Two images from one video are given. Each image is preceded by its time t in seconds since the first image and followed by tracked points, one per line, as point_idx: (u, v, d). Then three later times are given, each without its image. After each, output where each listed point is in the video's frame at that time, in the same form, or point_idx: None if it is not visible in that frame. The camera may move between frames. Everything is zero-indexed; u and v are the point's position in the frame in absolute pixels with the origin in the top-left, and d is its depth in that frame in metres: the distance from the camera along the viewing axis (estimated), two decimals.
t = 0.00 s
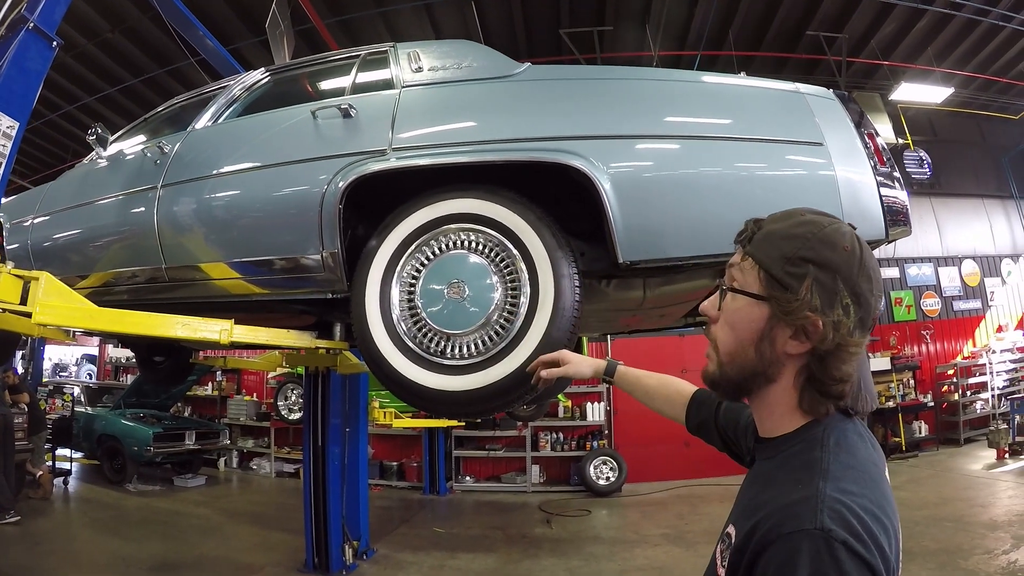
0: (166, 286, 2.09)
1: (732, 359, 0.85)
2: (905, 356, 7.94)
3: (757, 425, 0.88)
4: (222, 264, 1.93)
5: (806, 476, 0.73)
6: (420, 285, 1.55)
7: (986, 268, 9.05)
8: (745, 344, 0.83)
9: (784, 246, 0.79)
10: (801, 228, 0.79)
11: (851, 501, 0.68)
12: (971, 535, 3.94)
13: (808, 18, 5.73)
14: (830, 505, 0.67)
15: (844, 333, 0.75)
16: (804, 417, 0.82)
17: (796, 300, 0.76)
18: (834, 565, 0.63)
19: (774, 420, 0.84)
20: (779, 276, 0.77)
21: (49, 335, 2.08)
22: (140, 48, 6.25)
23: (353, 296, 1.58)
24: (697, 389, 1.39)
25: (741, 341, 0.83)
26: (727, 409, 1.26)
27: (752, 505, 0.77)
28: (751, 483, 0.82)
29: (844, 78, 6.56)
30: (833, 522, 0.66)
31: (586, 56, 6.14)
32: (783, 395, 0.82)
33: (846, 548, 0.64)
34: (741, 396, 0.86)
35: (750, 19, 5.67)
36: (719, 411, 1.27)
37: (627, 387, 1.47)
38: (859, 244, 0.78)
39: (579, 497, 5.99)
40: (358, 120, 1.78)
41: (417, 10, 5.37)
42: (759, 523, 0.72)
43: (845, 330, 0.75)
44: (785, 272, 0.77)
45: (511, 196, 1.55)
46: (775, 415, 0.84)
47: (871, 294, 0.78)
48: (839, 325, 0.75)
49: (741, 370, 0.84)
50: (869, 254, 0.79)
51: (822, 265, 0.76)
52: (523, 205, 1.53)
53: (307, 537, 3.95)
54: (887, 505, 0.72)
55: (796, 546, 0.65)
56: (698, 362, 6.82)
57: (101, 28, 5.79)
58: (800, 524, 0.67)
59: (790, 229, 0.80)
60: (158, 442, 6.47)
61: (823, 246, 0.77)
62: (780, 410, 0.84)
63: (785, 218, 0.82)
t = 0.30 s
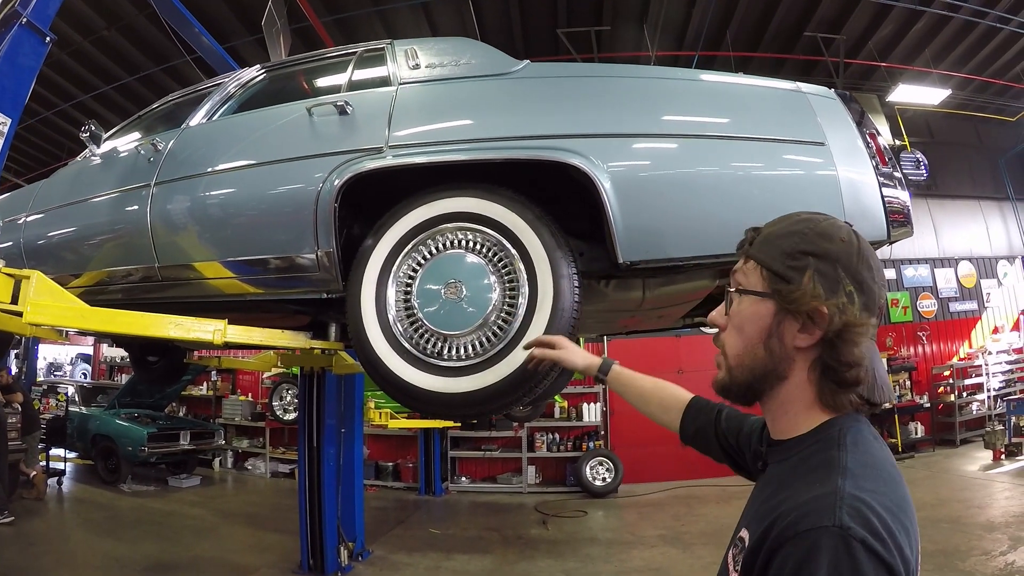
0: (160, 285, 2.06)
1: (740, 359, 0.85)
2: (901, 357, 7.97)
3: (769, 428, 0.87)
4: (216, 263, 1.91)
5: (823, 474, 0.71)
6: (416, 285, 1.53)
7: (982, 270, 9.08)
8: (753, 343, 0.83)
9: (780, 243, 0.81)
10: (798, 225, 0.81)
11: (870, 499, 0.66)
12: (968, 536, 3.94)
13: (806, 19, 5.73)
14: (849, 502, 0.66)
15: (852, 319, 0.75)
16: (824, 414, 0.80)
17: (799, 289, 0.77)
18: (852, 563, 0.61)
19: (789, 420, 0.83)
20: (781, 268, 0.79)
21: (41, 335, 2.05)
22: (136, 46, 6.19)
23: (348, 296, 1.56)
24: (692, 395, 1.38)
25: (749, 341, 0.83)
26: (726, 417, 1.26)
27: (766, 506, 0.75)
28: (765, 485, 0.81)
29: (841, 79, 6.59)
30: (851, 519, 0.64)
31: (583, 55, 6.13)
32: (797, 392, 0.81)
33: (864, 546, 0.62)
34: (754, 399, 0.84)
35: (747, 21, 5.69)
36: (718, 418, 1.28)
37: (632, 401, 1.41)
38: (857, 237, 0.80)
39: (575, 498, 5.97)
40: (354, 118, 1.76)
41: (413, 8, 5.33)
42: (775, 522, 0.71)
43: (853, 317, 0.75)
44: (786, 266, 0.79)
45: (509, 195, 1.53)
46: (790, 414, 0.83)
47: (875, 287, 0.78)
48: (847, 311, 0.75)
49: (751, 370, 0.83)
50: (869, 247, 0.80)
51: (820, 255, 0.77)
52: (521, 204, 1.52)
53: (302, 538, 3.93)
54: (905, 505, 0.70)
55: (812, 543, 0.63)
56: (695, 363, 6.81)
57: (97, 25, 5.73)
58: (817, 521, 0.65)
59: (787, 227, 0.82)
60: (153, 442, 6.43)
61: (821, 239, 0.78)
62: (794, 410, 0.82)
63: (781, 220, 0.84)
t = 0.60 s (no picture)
0: (150, 285, 2.04)
1: (722, 372, 0.84)
2: (892, 358, 8.02)
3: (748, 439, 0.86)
4: (206, 263, 1.88)
5: (817, 486, 0.70)
6: (408, 286, 1.51)
7: (974, 272, 9.12)
8: (737, 358, 0.82)
9: (769, 252, 0.79)
10: (787, 232, 0.79)
11: (866, 512, 0.66)
12: (959, 538, 3.96)
13: (799, 22, 5.75)
14: (848, 516, 0.65)
15: (842, 338, 0.75)
16: (807, 423, 0.80)
17: (789, 305, 0.75)
18: None
19: (771, 432, 0.82)
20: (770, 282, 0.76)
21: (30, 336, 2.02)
22: (128, 43, 6.14)
23: (339, 296, 1.55)
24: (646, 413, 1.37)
25: (732, 354, 0.82)
26: (687, 433, 1.26)
27: (756, 522, 0.74)
28: (750, 497, 0.80)
29: (834, 81, 6.62)
30: (855, 535, 0.63)
31: (577, 56, 6.13)
32: (780, 407, 0.81)
33: (867, 563, 0.62)
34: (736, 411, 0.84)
35: (741, 24, 5.71)
36: (678, 434, 1.27)
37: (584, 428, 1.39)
38: (846, 245, 0.78)
39: (568, 499, 5.97)
40: (346, 117, 1.75)
41: (407, 7, 5.31)
42: (772, 537, 0.69)
43: (842, 335, 0.75)
44: (776, 279, 0.77)
45: (501, 196, 1.52)
46: (774, 427, 0.82)
47: (861, 300, 0.78)
48: (836, 330, 0.75)
49: (731, 385, 0.82)
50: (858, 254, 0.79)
51: (812, 269, 0.75)
52: (512, 205, 1.51)
53: (293, 539, 3.91)
54: (893, 513, 0.71)
55: (816, 562, 0.62)
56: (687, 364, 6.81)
57: (89, 22, 5.68)
58: (818, 536, 0.64)
59: (774, 234, 0.80)
60: (144, 442, 6.37)
61: (813, 249, 0.76)
62: (777, 423, 0.82)
63: (768, 224, 0.82)
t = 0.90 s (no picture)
0: (142, 282, 2.02)
1: (678, 402, 0.78)
2: (883, 360, 8.11)
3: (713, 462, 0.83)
4: (201, 260, 1.87)
5: (815, 528, 0.70)
6: (405, 285, 1.51)
7: (965, 275, 9.20)
8: (696, 390, 0.76)
9: (738, 269, 0.72)
10: (758, 243, 0.72)
11: (866, 553, 0.69)
12: (951, 537, 4.00)
13: (793, 25, 5.80)
14: (851, 564, 0.67)
15: (815, 364, 0.72)
16: (776, 450, 0.77)
17: (762, 333, 0.70)
18: None
19: (738, 459, 0.79)
20: (740, 309, 0.70)
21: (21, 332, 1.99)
22: (122, 39, 6.08)
23: (335, 294, 1.53)
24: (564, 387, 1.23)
25: (690, 384, 0.77)
26: (614, 416, 1.16)
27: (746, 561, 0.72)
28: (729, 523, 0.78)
29: (827, 84, 6.67)
30: None
31: (571, 56, 6.15)
32: (747, 437, 0.78)
33: None
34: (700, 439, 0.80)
35: (735, 25, 5.74)
36: (606, 417, 1.16)
37: (491, 399, 1.20)
38: (821, 251, 0.73)
39: (559, 499, 5.97)
40: (343, 114, 1.74)
41: (402, 5, 5.29)
42: None
43: (816, 360, 0.72)
44: (747, 302, 0.71)
45: (500, 195, 1.52)
46: (742, 454, 0.79)
47: (838, 308, 0.75)
48: (811, 356, 0.72)
49: (689, 415, 0.77)
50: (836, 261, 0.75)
51: (788, 290, 0.70)
52: (511, 204, 1.51)
53: (284, 539, 3.88)
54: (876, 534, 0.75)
55: None
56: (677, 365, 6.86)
57: (82, 18, 5.64)
58: None
59: (743, 245, 0.72)
60: (135, 441, 6.32)
61: (788, 264, 0.70)
62: (742, 453, 0.78)
63: (735, 230, 0.74)
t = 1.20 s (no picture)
0: (136, 282, 2.01)
1: (658, 411, 0.81)
2: (872, 362, 8.27)
3: (704, 478, 0.86)
4: (199, 261, 1.86)
5: (839, 545, 0.72)
6: (408, 287, 1.51)
7: (953, 278, 9.31)
8: (678, 399, 0.79)
9: (715, 274, 0.73)
10: (737, 247, 0.72)
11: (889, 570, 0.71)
12: (940, 537, 4.06)
13: (786, 30, 5.86)
14: None
15: (803, 371, 0.72)
16: (777, 470, 0.79)
17: (740, 341, 0.71)
18: None
19: (736, 477, 0.81)
20: (716, 317, 0.72)
21: (14, 331, 1.98)
22: (115, 36, 6.03)
23: (338, 295, 1.53)
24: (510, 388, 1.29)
25: (669, 394, 0.80)
26: (576, 424, 1.22)
27: None
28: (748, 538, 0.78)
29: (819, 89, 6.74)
30: None
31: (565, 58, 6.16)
32: (743, 451, 0.80)
33: None
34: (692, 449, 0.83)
35: (728, 29, 5.79)
36: (570, 430, 1.22)
37: (422, 404, 1.25)
38: (809, 251, 0.73)
39: (550, 499, 5.99)
40: (347, 115, 1.75)
41: (397, 5, 5.29)
42: None
43: (805, 369, 0.72)
44: (724, 309, 0.72)
45: (505, 198, 1.52)
46: (735, 472, 0.81)
47: (836, 308, 0.74)
48: (798, 364, 0.72)
49: (670, 426, 0.80)
50: (828, 266, 0.73)
51: (767, 297, 0.70)
52: (516, 207, 1.52)
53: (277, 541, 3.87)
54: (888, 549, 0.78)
55: None
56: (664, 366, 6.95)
57: (75, 13, 5.58)
58: None
59: (720, 248, 0.74)
60: (125, 441, 6.27)
61: (770, 267, 0.71)
62: (733, 464, 0.81)
63: (714, 231, 0.75)
